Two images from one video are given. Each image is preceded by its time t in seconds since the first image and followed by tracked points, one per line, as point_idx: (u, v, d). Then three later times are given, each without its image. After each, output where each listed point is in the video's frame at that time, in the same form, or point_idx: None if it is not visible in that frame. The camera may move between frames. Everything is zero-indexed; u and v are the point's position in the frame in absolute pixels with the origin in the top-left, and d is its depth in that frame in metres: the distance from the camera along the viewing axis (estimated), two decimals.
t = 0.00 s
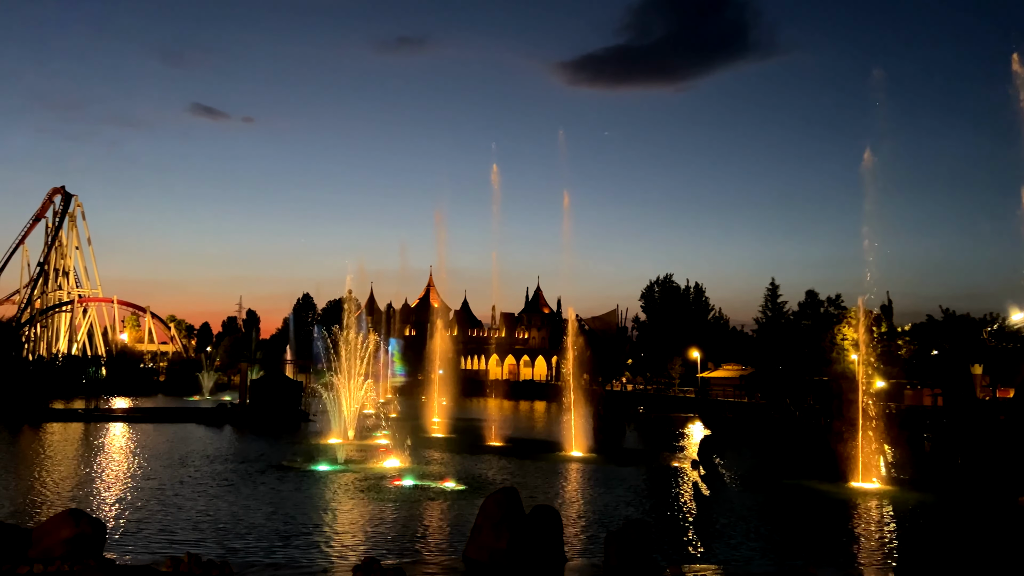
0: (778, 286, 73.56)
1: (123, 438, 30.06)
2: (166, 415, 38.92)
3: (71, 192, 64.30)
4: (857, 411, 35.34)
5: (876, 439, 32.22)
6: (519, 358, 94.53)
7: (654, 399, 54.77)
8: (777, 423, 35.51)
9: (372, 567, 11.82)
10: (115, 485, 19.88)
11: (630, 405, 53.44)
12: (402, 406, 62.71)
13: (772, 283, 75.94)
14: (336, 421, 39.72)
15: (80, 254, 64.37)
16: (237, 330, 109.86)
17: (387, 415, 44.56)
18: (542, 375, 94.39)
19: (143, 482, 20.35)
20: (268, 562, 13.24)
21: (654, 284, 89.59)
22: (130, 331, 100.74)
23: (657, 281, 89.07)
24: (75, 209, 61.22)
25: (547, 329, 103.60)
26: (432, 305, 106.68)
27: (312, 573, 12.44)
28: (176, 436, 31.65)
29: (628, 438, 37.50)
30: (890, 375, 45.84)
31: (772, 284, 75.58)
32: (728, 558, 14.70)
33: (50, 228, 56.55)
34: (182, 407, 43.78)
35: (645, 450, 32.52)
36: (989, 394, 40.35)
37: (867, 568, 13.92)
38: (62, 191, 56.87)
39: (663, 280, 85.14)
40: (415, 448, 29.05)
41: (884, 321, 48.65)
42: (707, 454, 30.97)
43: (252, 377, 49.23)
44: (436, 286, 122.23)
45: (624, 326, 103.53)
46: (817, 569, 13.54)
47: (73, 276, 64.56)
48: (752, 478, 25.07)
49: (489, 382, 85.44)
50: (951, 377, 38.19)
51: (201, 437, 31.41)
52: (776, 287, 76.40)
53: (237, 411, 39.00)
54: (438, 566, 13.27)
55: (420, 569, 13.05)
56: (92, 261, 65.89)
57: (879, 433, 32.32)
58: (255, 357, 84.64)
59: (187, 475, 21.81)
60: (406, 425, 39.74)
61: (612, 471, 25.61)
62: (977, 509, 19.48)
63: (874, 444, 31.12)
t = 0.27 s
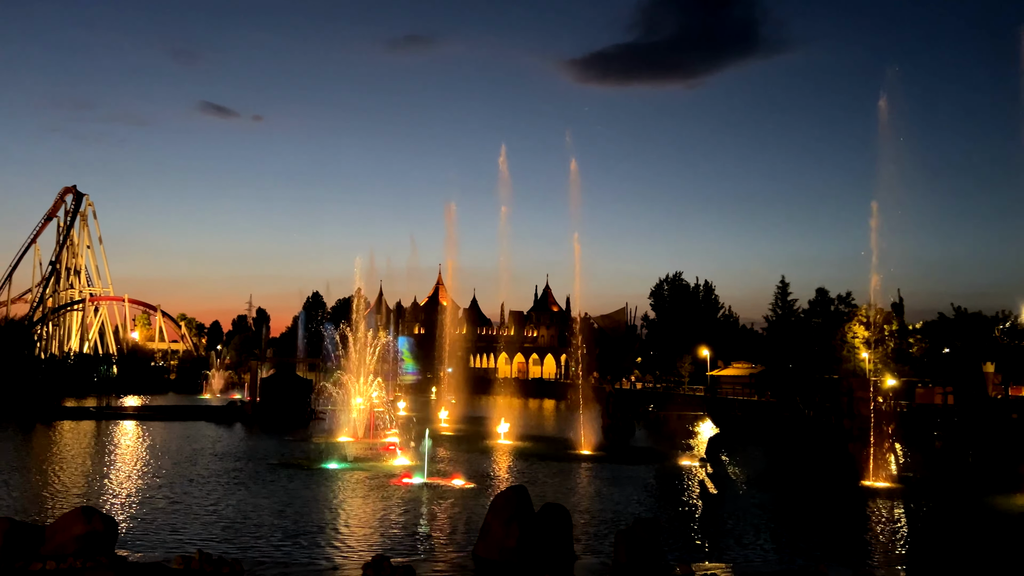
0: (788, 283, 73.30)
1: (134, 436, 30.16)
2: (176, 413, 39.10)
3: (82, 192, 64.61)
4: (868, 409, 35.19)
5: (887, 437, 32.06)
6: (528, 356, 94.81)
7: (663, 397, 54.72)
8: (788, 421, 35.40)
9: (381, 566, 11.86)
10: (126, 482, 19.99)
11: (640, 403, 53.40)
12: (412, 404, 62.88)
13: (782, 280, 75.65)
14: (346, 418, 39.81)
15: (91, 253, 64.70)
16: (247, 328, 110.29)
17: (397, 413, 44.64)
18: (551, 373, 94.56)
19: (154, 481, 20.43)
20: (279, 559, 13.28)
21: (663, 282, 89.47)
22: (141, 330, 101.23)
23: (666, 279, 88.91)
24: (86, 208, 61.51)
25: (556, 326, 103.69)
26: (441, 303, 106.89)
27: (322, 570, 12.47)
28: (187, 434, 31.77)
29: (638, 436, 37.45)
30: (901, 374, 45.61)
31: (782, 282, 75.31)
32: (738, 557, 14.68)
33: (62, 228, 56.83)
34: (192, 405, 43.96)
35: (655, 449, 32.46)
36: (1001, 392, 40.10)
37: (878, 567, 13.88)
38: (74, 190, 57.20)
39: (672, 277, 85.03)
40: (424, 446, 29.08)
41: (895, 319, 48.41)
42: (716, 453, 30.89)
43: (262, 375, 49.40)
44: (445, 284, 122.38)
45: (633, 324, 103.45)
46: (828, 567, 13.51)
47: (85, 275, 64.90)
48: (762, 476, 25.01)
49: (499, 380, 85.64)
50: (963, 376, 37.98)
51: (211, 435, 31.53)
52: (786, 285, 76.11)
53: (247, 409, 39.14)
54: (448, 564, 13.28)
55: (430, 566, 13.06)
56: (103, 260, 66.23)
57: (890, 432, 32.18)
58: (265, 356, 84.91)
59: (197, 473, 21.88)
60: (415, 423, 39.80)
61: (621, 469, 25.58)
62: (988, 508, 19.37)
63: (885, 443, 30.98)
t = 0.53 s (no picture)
0: (799, 281, 73.01)
1: (147, 435, 30.37)
2: (188, 411, 39.33)
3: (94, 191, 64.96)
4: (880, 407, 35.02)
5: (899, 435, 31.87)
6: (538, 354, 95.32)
7: (672, 395, 54.63)
8: (798, 419, 35.28)
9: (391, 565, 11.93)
10: (138, 480, 20.12)
11: (650, 402, 53.39)
12: (422, 402, 63.14)
13: (793, 278, 75.31)
14: (356, 416, 39.95)
15: (103, 252, 65.05)
16: (258, 327, 110.78)
17: (407, 411, 44.78)
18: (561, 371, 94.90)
19: (167, 478, 20.61)
20: (290, 556, 13.37)
21: (673, 280, 89.30)
22: (153, 328, 101.79)
23: (676, 277, 88.70)
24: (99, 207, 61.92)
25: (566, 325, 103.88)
26: (451, 302, 107.24)
27: (332, 568, 12.54)
28: (199, 432, 31.93)
29: (647, 434, 37.40)
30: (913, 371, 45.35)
31: (792, 280, 74.99)
32: (747, 554, 14.69)
33: (74, 227, 57.19)
34: (204, 403, 44.17)
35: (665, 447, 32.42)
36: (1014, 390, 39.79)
37: (889, 565, 13.81)
38: (86, 189, 57.52)
39: (682, 275, 84.87)
40: (433, 444, 29.14)
41: (907, 317, 48.12)
42: (727, 451, 30.84)
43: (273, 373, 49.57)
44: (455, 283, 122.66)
45: (643, 322, 103.30)
46: (839, 565, 13.50)
47: (97, 274, 65.25)
48: (772, 474, 25.00)
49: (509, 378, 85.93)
50: (976, 373, 37.72)
51: (223, 433, 31.66)
52: (797, 283, 75.77)
53: (258, 407, 39.33)
54: (458, 561, 13.31)
55: (440, 564, 13.11)
56: (115, 259, 66.58)
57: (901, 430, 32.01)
58: (276, 354, 85.28)
59: (208, 470, 22.04)
60: (424, 421, 39.92)
61: (630, 467, 25.56)
62: (1001, 507, 19.25)
63: (897, 442, 30.79)
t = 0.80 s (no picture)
0: (810, 279, 72.75)
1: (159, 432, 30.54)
2: (200, 408, 39.57)
3: (106, 190, 65.32)
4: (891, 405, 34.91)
5: (911, 433, 31.74)
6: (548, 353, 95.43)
7: (682, 392, 54.58)
8: (809, 417, 35.18)
9: (402, 563, 11.97)
10: (151, 477, 20.25)
11: (660, 399, 53.41)
12: (432, 400, 63.32)
13: (804, 276, 75.01)
14: (366, 414, 40.11)
15: (115, 252, 65.48)
16: (269, 325, 111.29)
17: (417, 409, 44.96)
18: (571, 369, 95.10)
19: (179, 475, 20.74)
20: (301, 553, 13.44)
21: (683, 278, 89.15)
22: (165, 326, 102.38)
23: (687, 274, 88.53)
24: (111, 206, 62.32)
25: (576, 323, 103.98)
26: (461, 300, 107.48)
27: (343, 565, 12.61)
28: (210, 429, 32.11)
29: (657, 432, 37.41)
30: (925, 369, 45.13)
31: (804, 277, 74.70)
32: (758, 553, 14.66)
33: (87, 226, 57.56)
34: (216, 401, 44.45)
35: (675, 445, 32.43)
36: None
37: (901, 564, 13.77)
38: (98, 188, 57.90)
39: (693, 273, 84.75)
40: (443, 441, 29.21)
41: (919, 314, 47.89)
42: (737, 449, 30.79)
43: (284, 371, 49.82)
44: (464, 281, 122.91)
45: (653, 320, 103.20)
46: (850, 564, 13.47)
47: (109, 273, 65.64)
48: (783, 472, 24.94)
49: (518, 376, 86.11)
50: (989, 371, 37.52)
51: (234, 431, 31.83)
52: (809, 280, 75.47)
53: (269, 405, 39.52)
54: (468, 559, 13.35)
55: (450, 562, 13.14)
56: (127, 258, 67.01)
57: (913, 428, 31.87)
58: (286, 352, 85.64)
59: (220, 468, 22.16)
60: (435, 419, 40.04)
61: (640, 465, 25.54)
62: (1013, 505, 19.17)
63: (909, 440, 30.67)
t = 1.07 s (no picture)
0: (822, 276, 72.41)
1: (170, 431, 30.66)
2: (212, 407, 39.77)
3: (118, 191, 65.65)
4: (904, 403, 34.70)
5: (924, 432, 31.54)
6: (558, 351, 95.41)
7: (693, 391, 54.41)
8: (822, 415, 35.03)
9: (414, 561, 11.99)
10: (163, 475, 20.35)
11: (671, 398, 53.36)
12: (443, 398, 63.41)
13: (816, 273, 74.64)
14: (377, 412, 40.21)
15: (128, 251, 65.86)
16: (280, 324, 111.78)
17: (428, 408, 45.06)
18: (582, 368, 95.11)
19: (190, 474, 20.84)
20: (313, 551, 13.49)
21: (694, 276, 88.90)
22: (177, 325, 102.88)
23: (697, 272, 88.29)
24: (123, 206, 62.66)
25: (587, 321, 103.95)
26: (471, 299, 107.60)
27: (355, 563, 12.62)
28: (222, 428, 32.25)
29: (669, 431, 37.34)
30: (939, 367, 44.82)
31: (815, 275, 74.35)
32: (770, 552, 14.61)
33: (99, 226, 57.88)
34: (228, 399, 44.63)
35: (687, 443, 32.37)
36: None
37: (915, 563, 13.70)
38: (110, 188, 58.22)
39: (704, 271, 84.52)
40: (454, 440, 29.26)
41: (932, 312, 47.56)
42: (749, 447, 30.70)
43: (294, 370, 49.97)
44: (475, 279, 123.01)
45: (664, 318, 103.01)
46: (863, 563, 13.41)
47: (121, 272, 66.00)
48: (795, 471, 24.85)
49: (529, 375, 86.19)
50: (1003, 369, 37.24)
51: (245, 429, 31.94)
52: (820, 278, 75.09)
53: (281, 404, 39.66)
54: (480, 557, 13.36)
55: (460, 560, 13.12)
56: (139, 258, 67.40)
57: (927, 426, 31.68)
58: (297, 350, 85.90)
59: (230, 466, 22.24)
60: (446, 417, 40.11)
61: (651, 464, 25.50)
62: None
63: (922, 438, 30.49)
